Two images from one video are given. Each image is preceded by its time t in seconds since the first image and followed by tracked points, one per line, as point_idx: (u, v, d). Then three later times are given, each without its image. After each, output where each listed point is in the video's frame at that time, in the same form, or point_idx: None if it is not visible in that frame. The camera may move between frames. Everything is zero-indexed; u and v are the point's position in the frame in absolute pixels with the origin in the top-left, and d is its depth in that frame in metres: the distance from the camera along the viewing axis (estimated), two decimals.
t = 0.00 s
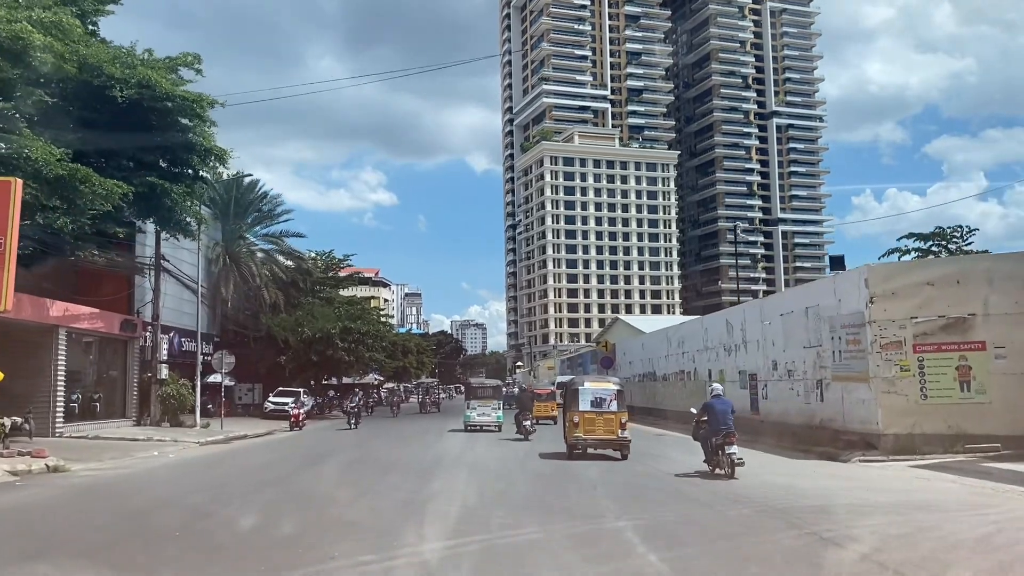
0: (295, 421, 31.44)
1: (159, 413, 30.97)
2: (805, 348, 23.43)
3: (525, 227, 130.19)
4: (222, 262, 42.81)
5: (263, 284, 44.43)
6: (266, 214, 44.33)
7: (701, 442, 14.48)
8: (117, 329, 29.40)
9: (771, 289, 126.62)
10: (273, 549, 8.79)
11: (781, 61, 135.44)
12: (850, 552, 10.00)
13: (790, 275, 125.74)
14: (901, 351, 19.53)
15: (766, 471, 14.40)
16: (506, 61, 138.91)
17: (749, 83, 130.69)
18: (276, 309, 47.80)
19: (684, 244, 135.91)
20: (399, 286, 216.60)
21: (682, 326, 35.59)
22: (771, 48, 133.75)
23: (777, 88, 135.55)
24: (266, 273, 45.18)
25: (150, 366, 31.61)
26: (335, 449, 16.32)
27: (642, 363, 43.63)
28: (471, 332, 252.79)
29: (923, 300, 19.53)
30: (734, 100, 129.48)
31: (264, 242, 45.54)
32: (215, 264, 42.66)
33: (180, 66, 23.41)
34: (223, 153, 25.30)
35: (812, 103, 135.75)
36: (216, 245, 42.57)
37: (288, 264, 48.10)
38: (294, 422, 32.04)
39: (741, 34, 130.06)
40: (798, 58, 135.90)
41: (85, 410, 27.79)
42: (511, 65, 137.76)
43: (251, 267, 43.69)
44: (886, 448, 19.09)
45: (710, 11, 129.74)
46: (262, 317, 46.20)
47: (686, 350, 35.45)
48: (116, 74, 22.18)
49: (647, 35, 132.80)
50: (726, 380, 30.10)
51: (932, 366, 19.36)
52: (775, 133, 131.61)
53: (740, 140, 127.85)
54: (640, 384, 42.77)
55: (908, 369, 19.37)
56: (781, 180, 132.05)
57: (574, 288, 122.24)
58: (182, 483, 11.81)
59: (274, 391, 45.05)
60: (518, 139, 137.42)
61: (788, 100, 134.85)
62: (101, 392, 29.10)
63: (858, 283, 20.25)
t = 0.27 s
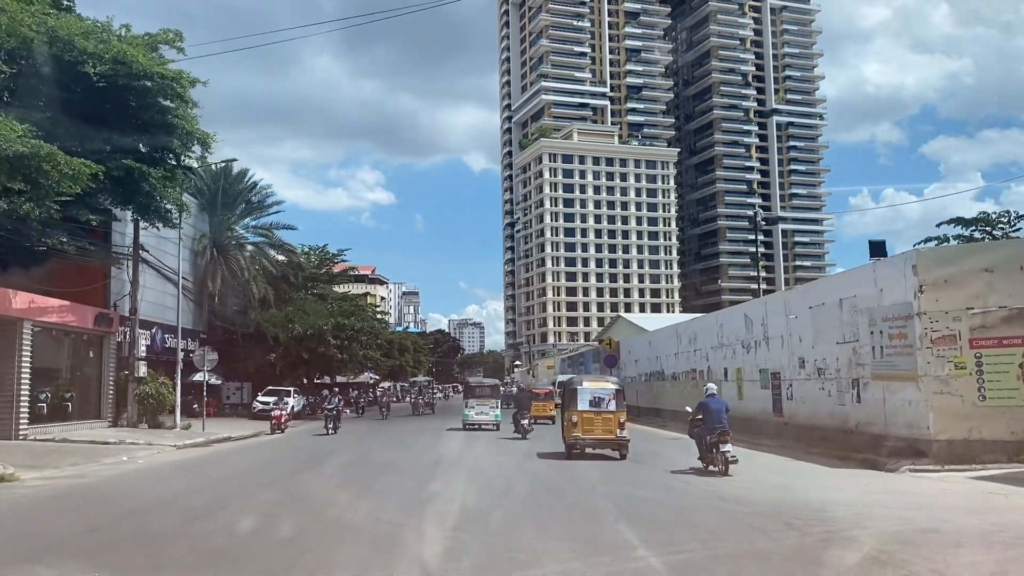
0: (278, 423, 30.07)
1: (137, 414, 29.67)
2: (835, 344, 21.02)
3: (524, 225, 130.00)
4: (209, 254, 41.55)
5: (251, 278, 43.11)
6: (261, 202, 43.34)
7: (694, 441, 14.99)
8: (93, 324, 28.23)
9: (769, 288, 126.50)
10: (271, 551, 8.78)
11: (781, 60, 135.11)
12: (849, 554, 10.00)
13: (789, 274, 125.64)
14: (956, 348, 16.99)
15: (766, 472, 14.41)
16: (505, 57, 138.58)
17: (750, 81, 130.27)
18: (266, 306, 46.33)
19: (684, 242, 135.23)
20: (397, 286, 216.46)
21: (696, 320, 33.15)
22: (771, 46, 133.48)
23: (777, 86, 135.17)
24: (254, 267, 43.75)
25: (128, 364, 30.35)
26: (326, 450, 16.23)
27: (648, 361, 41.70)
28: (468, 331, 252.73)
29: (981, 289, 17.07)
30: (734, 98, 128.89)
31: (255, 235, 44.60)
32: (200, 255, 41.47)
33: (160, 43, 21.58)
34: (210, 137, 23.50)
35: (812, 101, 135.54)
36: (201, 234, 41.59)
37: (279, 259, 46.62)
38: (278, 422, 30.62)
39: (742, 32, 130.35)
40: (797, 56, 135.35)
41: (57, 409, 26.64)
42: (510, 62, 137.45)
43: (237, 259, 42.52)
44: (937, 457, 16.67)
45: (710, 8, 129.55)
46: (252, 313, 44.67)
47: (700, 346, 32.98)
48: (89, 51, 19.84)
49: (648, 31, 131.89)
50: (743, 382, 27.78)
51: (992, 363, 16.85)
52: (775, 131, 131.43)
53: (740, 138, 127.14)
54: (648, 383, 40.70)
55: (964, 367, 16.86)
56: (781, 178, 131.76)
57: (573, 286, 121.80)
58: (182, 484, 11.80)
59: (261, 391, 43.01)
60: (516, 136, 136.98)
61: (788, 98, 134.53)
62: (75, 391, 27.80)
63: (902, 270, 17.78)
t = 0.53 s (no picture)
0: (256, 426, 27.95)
1: (111, 415, 28.14)
2: (877, 339, 18.84)
3: (522, 224, 129.62)
4: (192, 247, 40.29)
5: (238, 273, 41.93)
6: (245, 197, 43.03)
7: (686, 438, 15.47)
8: (61, 318, 26.85)
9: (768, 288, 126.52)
10: (271, 550, 8.73)
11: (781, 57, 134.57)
12: (850, 554, 10.00)
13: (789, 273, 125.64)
14: None
15: (769, 471, 14.40)
16: (503, 54, 137.89)
17: (749, 79, 129.77)
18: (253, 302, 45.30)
19: (684, 241, 134.39)
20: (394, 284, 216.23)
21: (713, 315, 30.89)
22: (771, 43, 132.99)
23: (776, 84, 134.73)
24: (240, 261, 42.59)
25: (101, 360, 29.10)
26: (328, 451, 16.15)
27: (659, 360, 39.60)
28: (465, 330, 252.65)
29: None
30: (733, 97, 128.15)
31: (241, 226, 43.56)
32: (185, 248, 40.10)
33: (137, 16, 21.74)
34: (185, 119, 23.31)
35: (812, 99, 135.25)
36: (185, 226, 40.32)
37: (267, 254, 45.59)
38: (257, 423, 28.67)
39: (742, 29, 129.93)
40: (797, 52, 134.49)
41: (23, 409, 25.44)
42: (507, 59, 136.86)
43: (223, 253, 41.31)
44: (1005, 466, 14.25)
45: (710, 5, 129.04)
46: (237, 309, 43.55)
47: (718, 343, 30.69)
48: (57, 18, 19.84)
49: (647, 29, 131.35)
50: (765, 381, 25.46)
51: None
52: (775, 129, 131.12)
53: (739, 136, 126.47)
54: (660, 382, 38.49)
55: None
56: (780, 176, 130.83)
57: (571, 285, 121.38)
58: (179, 484, 11.72)
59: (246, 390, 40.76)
60: (513, 134, 136.18)
61: (788, 96, 134.15)
62: (43, 388, 26.61)
63: (955, 254, 15.57)
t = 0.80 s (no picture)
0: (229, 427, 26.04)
1: (81, 416, 26.87)
2: (925, 333, 16.45)
3: (519, 222, 128.79)
4: (175, 239, 38.36)
5: (222, 267, 40.13)
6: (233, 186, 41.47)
7: (677, 436, 16.25)
8: (22, 312, 25.55)
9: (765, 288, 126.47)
10: (271, 552, 8.69)
11: (781, 56, 134.42)
12: (853, 555, 9.96)
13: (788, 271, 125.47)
14: None
15: (770, 473, 14.32)
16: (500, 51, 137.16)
17: (748, 76, 129.33)
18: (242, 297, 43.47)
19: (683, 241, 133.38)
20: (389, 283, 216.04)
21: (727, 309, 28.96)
22: (770, 41, 132.50)
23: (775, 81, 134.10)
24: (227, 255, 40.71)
25: (69, 358, 27.80)
26: (328, 453, 16.08)
27: (665, 358, 37.83)
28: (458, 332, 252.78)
29: None
30: (733, 94, 128.10)
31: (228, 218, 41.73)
32: (166, 240, 38.19)
33: None
34: (160, 100, 23.19)
35: (811, 97, 135.12)
36: (169, 214, 38.49)
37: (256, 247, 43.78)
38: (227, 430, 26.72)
39: (740, 26, 128.97)
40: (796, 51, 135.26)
41: None
42: (504, 55, 136.14)
43: (207, 246, 39.48)
44: None
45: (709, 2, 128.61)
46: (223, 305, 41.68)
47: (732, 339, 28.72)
48: None
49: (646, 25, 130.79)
50: (787, 380, 23.56)
51: None
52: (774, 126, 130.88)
53: (738, 134, 126.27)
54: (667, 381, 36.63)
55: None
56: (779, 173, 130.92)
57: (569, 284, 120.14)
58: (179, 484, 11.61)
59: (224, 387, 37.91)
60: (511, 131, 135.39)
61: (787, 94, 133.87)
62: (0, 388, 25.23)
63: None
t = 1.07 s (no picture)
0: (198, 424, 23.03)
1: (46, 419, 24.26)
2: (987, 327, 14.57)
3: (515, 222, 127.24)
4: (155, 231, 35.42)
5: (206, 261, 37.46)
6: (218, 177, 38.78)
7: (665, 434, 16.88)
8: None
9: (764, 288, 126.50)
10: (272, 552, 8.63)
11: (780, 55, 134.21)
12: (853, 555, 9.92)
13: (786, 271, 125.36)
14: None
15: (771, 473, 14.25)
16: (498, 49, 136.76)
17: (746, 75, 128.78)
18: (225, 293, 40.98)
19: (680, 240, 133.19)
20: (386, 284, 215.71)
21: (745, 303, 27.00)
22: (768, 40, 132.32)
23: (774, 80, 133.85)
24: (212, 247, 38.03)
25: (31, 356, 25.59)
26: (327, 454, 16.02)
27: (674, 357, 35.85)
28: (456, 333, 252.48)
29: None
30: (732, 93, 127.83)
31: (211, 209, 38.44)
32: (146, 231, 35.15)
33: None
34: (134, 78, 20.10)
35: (810, 96, 135.15)
36: (148, 205, 35.50)
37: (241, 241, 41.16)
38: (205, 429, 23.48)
39: (739, 24, 128.55)
40: (795, 49, 135.33)
41: None
42: (501, 53, 135.72)
43: (191, 237, 36.78)
44: None
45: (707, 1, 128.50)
46: (206, 302, 39.20)
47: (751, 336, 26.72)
48: None
49: (643, 22, 130.49)
50: (816, 380, 21.62)
51: None
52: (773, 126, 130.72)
53: (736, 134, 125.89)
54: (676, 380, 34.70)
55: None
56: (777, 172, 130.94)
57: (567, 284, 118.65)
58: (181, 485, 11.55)
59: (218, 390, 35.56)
60: (507, 130, 134.58)
61: (786, 93, 133.70)
62: None
63: None
